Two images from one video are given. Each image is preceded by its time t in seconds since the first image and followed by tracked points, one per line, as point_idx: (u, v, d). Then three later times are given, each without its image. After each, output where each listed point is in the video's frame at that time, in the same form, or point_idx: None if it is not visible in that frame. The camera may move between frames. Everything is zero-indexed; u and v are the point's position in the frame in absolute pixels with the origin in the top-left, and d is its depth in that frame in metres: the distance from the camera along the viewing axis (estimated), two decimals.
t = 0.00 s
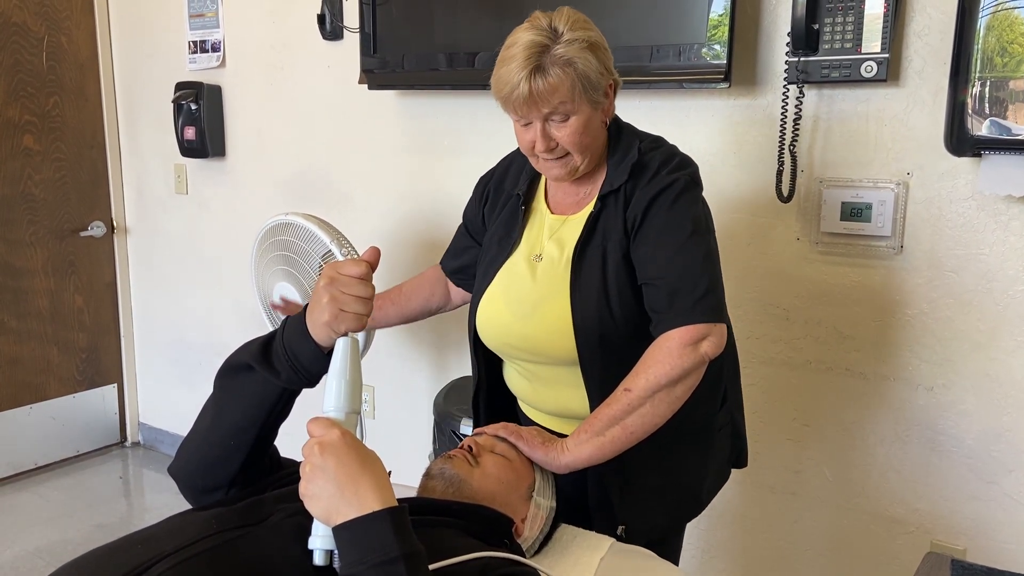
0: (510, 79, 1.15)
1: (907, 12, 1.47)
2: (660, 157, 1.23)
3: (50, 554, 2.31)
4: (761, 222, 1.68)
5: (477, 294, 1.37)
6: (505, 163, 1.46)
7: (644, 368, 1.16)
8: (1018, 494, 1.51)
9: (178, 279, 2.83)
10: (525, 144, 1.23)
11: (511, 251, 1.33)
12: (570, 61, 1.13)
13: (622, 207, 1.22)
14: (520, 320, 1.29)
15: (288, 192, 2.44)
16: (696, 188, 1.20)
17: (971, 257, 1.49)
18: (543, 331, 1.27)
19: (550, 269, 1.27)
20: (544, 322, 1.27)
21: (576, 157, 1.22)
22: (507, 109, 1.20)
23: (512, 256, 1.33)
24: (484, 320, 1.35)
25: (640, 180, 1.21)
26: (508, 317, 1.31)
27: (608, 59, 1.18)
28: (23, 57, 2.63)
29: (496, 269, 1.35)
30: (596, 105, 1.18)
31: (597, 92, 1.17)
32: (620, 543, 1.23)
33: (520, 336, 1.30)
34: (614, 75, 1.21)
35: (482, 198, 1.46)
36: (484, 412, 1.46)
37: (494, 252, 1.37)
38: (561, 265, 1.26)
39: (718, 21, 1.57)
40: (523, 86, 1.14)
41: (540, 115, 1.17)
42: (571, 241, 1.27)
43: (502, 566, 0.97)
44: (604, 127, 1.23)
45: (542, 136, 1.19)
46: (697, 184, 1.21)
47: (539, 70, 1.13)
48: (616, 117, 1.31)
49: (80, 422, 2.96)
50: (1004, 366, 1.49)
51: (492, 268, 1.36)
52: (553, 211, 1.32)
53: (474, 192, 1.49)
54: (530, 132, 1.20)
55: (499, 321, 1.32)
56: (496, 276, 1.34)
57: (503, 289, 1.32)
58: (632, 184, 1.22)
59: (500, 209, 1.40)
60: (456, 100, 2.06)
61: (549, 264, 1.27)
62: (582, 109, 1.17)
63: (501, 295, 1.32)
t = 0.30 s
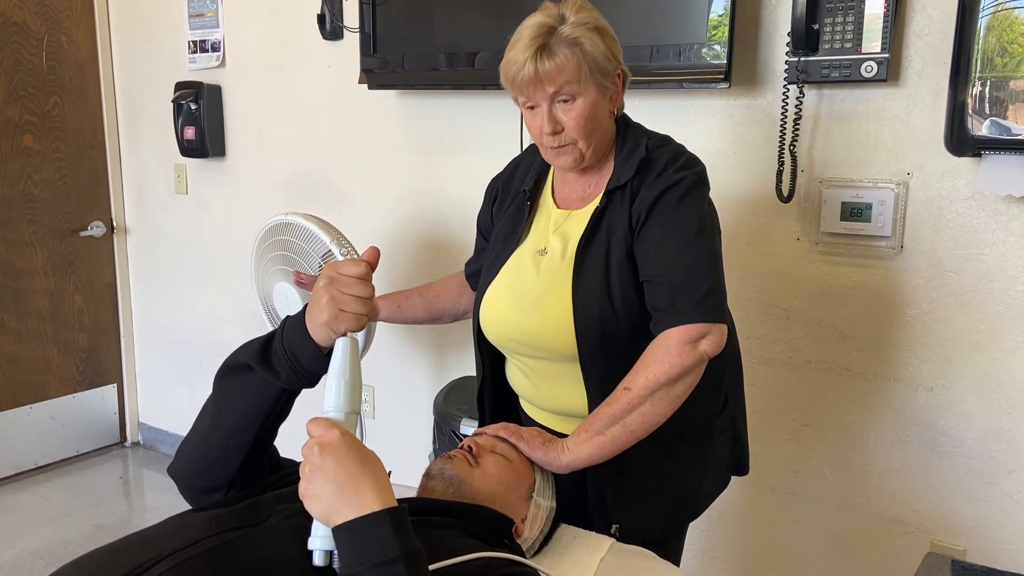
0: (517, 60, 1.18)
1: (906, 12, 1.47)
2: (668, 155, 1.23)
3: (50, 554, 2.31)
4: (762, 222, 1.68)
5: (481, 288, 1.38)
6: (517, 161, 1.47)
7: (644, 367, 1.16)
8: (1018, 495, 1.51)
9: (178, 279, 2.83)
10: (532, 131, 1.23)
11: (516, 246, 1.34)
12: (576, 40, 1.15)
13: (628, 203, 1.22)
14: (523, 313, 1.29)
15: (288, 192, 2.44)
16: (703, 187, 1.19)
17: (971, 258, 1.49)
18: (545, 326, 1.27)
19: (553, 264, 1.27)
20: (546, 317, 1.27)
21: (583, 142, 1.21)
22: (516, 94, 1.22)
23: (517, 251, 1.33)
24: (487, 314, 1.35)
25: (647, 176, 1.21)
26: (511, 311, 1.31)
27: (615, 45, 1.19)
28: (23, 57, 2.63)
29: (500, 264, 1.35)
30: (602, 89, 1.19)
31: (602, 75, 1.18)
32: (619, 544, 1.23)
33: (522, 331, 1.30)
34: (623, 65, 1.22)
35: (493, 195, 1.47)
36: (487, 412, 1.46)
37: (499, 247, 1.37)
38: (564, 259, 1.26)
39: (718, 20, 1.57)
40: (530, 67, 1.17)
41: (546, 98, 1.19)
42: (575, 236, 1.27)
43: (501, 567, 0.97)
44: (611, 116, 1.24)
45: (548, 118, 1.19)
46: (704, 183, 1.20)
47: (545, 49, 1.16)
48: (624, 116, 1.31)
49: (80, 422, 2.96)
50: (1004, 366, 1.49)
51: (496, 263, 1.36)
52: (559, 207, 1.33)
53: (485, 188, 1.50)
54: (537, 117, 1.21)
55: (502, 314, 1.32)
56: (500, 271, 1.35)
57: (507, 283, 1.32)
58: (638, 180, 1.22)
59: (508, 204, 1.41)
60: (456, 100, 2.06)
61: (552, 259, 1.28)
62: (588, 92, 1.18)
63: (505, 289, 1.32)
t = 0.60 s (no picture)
0: (542, 37, 1.18)
1: (906, 13, 1.48)
2: (679, 155, 1.23)
3: (50, 555, 2.31)
4: (763, 222, 1.68)
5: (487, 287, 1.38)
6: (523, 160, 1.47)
7: (645, 369, 1.16)
8: (1017, 495, 1.51)
9: (178, 279, 2.83)
10: (545, 112, 1.23)
11: (522, 245, 1.34)
12: (604, 24, 1.16)
13: (636, 201, 1.22)
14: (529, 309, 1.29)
15: (288, 192, 2.44)
16: (713, 189, 1.19)
17: (971, 258, 1.49)
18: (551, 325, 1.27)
19: (558, 263, 1.27)
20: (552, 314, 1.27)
21: (593, 129, 1.21)
22: (536, 72, 1.22)
23: (524, 250, 1.33)
24: (492, 311, 1.35)
25: (656, 176, 1.21)
26: (516, 308, 1.31)
27: (641, 43, 1.21)
28: (23, 57, 2.62)
29: (506, 263, 1.36)
30: (622, 81, 1.19)
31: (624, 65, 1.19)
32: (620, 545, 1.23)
33: (527, 329, 1.30)
34: (644, 67, 1.24)
35: (500, 195, 1.47)
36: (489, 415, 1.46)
37: (507, 246, 1.37)
38: (570, 257, 1.26)
39: (718, 21, 1.57)
40: (555, 44, 1.17)
41: (566, 78, 1.18)
42: (581, 235, 1.27)
43: (502, 568, 0.97)
44: (624, 114, 1.24)
45: (563, 99, 1.19)
46: (714, 185, 1.20)
47: (572, 29, 1.16)
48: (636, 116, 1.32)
49: (80, 422, 2.96)
50: (1004, 367, 1.49)
51: (503, 261, 1.37)
52: (565, 205, 1.33)
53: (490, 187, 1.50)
54: (553, 97, 1.21)
55: (506, 311, 1.32)
56: (506, 270, 1.35)
57: (513, 280, 1.32)
58: (647, 179, 1.22)
59: (515, 204, 1.41)
60: (456, 100, 2.07)
61: (558, 257, 1.27)
62: (608, 80, 1.18)
63: (510, 287, 1.33)
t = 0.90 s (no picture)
0: (575, 21, 1.18)
1: (906, 14, 1.48)
2: (708, 160, 1.22)
3: (49, 556, 2.30)
4: (762, 223, 1.69)
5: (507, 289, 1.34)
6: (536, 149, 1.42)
7: (656, 378, 1.16)
8: (1018, 496, 1.51)
9: (178, 280, 2.82)
10: (567, 100, 1.21)
11: (543, 246, 1.30)
12: (639, 14, 1.16)
13: (668, 205, 1.21)
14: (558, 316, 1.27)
15: (288, 192, 2.44)
16: (741, 200, 1.20)
17: (971, 259, 1.49)
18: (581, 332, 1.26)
19: (588, 270, 1.25)
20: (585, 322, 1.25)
21: (615, 118, 1.18)
22: (565, 58, 1.21)
23: (545, 252, 1.29)
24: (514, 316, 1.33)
25: (687, 181, 1.20)
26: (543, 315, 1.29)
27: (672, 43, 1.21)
28: (23, 57, 2.62)
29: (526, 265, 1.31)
30: (650, 75, 1.18)
31: (654, 58, 1.18)
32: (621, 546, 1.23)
33: (555, 337, 1.28)
34: (672, 70, 1.23)
35: (511, 184, 1.40)
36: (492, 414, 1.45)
37: (525, 244, 1.32)
38: (599, 265, 1.24)
39: (718, 22, 1.58)
40: (587, 29, 1.16)
41: (594, 64, 1.17)
42: (610, 241, 1.24)
43: (503, 568, 0.97)
44: (648, 112, 1.23)
45: (588, 84, 1.17)
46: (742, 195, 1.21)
47: (606, 15, 1.16)
48: (658, 121, 1.31)
49: (80, 423, 2.96)
50: (1004, 367, 1.49)
51: (523, 261, 1.32)
52: (591, 208, 1.29)
53: (499, 174, 1.43)
54: (578, 82, 1.19)
55: (533, 317, 1.30)
56: (528, 272, 1.31)
57: (538, 284, 1.30)
58: (678, 184, 1.21)
59: (532, 198, 1.35)
60: (455, 101, 2.07)
61: (588, 264, 1.25)
62: (636, 71, 1.17)
63: (535, 292, 1.30)
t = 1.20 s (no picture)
0: (588, 23, 1.15)
1: (906, 15, 1.48)
2: (727, 167, 1.21)
3: (48, 558, 2.30)
4: (762, 224, 1.69)
5: (530, 301, 1.30)
6: (544, 144, 1.34)
7: (661, 387, 1.17)
8: (1017, 497, 1.51)
9: (177, 281, 2.82)
10: (580, 104, 1.18)
11: (565, 258, 1.26)
12: (655, 17, 1.14)
13: (689, 213, 1.19)
14: (592, 333, 1.26)
15: (288, 194, 2.44)
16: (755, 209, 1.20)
17: (970, 260, 1.49)
18: (613, 348, 1.25)
19: (616, 284, 1.24)
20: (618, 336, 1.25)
21: (628, 125, 1.15)
22: (578, 62, 1.18)
23: (568, 264, 1.26)
24: (538, 332, 1.30)
25: (708, 189, 1.19)
26: (573, 335, 1.27)
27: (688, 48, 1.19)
28: (22, 58, 2.61)
29: (551, 278, 1.27)
30: (665, 81, 1.16)
31: (670, 63, 1.16)
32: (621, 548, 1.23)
33: (582, 353, 1.27)
34: (687, 75, 1.21)
35: (526, 180, 1.31)
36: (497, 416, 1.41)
37: (547, 254, 1.28)
38: (623, 278, 1.23)
39: (717, 23, 1.58)
40: (602, 33, 1.14)
41: (609, 68, 1.14)
42: (635, 252, 1.23)
43: (504, 570, 0.97)
44: (663, 118, 1.21)
45: (602, 88, 1.15)
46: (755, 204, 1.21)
47: (621, 18, 1.14)
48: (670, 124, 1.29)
49: (80, 424, 2.96)
50: (1004, 368, 1.49)
51: (545, 274, 1.28)
52: (612, 218, 1.26)
53: (508, 165, 1.33)
54: (591, 87, 1.16)
55: (556, 335, 1.28)
56: (553, 287, 1.27)
57: (563, 301, 1.28)
58: (699, 191, 1.19)
59: (549, 203, 1.28)
60: (455, 102, 2.07)
61: (615, 276, 1.24)
62: (652, 77, 1.14)
63: (559, 311, 1.28)
